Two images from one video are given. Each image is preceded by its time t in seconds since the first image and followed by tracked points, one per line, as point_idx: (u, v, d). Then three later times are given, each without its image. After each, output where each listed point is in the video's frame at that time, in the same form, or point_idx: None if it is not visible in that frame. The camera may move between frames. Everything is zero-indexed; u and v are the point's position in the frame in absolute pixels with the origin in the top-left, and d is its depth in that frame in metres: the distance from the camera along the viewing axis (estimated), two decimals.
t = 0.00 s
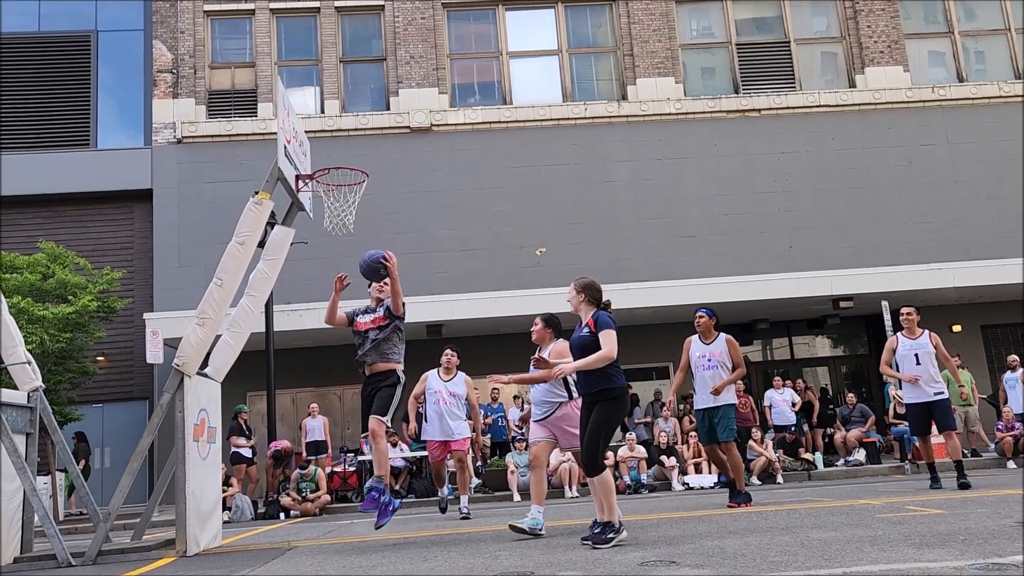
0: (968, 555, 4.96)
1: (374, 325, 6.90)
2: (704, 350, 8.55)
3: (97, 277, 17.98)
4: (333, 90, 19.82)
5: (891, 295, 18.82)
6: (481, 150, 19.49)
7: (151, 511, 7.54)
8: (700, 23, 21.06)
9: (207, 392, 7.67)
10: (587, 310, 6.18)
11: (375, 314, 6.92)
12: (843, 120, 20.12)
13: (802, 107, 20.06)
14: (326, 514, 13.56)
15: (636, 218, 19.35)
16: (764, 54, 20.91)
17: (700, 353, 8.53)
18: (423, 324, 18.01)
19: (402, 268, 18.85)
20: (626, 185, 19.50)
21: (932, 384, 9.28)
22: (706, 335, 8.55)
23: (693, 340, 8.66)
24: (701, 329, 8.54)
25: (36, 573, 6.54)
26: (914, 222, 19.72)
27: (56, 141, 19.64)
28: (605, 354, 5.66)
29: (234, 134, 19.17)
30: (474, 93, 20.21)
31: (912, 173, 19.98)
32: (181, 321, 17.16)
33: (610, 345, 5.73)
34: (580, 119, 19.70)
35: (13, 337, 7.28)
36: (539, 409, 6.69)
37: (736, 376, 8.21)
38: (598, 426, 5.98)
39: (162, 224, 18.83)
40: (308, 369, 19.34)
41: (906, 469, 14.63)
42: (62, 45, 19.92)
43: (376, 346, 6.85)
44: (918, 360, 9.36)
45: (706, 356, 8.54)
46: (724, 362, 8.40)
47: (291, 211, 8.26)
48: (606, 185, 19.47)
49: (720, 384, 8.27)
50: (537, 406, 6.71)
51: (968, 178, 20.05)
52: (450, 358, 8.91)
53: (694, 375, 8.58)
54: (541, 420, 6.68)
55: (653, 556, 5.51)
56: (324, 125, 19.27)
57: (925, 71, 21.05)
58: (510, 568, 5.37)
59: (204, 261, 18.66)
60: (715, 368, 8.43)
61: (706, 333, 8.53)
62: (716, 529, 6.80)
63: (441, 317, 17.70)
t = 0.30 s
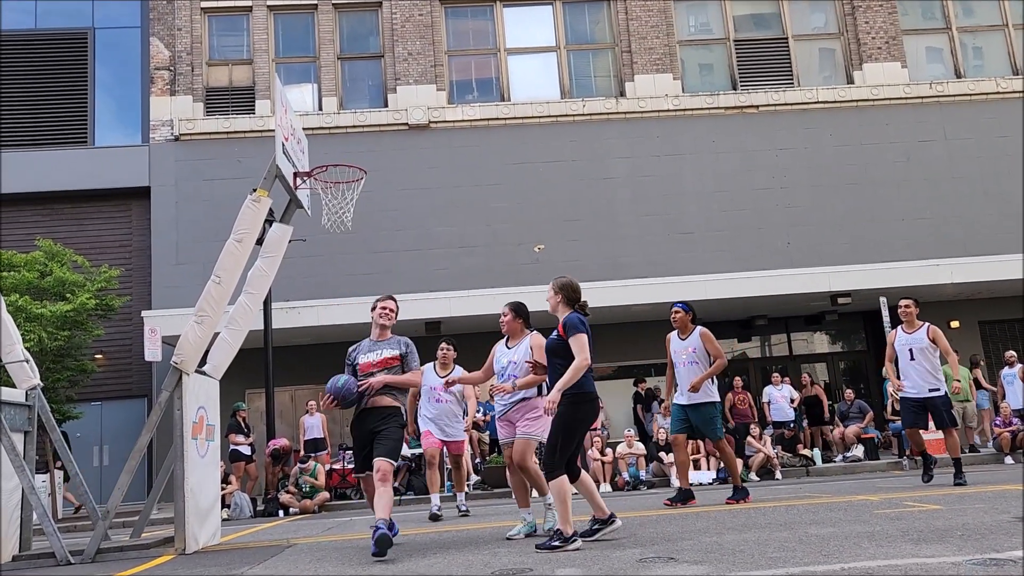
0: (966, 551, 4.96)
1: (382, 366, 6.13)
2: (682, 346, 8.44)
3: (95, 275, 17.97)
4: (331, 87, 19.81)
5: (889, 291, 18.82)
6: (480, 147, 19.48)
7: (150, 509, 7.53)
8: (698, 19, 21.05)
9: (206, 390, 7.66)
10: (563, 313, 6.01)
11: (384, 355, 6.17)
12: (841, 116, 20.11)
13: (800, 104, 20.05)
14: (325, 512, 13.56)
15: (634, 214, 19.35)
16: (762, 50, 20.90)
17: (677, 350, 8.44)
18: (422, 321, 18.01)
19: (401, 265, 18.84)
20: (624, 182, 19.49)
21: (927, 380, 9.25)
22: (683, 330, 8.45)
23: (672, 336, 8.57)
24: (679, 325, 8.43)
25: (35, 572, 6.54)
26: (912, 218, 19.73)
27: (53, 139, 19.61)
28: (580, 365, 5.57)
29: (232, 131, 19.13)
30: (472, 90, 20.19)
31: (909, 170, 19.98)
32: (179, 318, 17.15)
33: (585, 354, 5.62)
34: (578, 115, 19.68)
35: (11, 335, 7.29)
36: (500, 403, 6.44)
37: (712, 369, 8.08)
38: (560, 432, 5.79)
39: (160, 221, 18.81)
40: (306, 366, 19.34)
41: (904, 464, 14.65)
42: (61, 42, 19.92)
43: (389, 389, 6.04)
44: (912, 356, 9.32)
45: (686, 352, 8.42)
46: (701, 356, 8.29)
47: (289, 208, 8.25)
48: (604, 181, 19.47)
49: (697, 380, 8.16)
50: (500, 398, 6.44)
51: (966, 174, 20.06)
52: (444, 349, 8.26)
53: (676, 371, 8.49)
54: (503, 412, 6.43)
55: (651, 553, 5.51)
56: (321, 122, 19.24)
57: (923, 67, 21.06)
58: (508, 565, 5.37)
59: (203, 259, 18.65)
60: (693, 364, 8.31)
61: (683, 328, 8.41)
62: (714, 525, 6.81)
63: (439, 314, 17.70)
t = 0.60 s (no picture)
0: (964, 545, 4.97)
1: (384, 338, 5.66)
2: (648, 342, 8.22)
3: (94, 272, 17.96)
4: (329, 83, 19.79)
5: (888, 287, 18.82)
6: (478, 142, 19.46)
7: (149, 506, 7.53)
8: (697, 15, 21.03)
9: (205, 387, 7.67)
10: (570, 304, 6.00)
11: (387, 326, 5.69)
12: (841, 111, 20.11)
13: (800, 99, 20.04)
14: (324, 508, 13.57)
15: (633, 210, 19.34)
16: (761, 44, 20.89)
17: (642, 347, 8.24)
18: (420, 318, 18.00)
19: (399, 261, 18.84)
20: (623, 178, 19.49)
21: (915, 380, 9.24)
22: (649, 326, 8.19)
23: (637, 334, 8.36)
24: (644, 321, 8.15)
25: (36, 568, 6.54)
26: (910, 214, 19.73)
27: (51, 136, 19.60)
28: (569, 354, 5.55)
29: (231, 127, 19.13)
30: (471, 86, 20.17)
31: (908, 165, 19.98)
32: (178, 315, 17.16)
33: (575, 343, 5.60)
34: (578, 111, 19.66)
35: (10, 332, 7.28)
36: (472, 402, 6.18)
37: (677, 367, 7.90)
38: (562, 424, 5.73)
39: (158, 218, 18.80)
40: (307, 363, 19.35)
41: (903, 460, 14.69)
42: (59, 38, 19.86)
43: (396, 367, 5.50)
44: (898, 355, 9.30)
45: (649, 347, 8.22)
46: (665, 353, 8.08)
47: (288, 204, 8.24)
48: (603, 177, 19.46)
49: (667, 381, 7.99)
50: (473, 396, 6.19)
51: (966, 170, 20.06)
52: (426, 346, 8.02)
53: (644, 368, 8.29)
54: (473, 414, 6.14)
55: (651, 548, 5.51)
56: (320, 118, 19.22)
57: (922, 62, 21.04)
58: (507, 560, 5.37)
59: (202, 256, 18.64)
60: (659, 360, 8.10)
61: (648, 324, 8.16)
62: (713, 520, 6.82)
63: (438, 310, 17.70)
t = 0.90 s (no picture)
0: (963, 541, 4.98)
1: (405, 333, 5.30)
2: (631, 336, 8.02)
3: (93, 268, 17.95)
4: (329, 78, 19.77)
5: (888, 283, 18.82)
6: (478, 138, 19.44)
7: (150, 501, 7.54)
8: (698, 10, 21.00)
9: (205, 383, 7.66)
10: (581, 296, 5.97)
11: (409, 320, 5.34)
12: (841, 107, 20.09)
13: (800, 95, 20.03)
14: (324, 503, 13.58)
15: (633, 206, 19.34)
16: (761, 40, 20.86)
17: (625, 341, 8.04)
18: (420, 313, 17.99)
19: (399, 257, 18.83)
20: (623, 174, 19.48)
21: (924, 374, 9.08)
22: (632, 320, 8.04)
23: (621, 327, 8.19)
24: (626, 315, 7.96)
25: (37, 563, 6.54)
26: (910, 210, 19.73)
27: (51, 132, 19.58)
28: (592, 351, 5.57)
29: (230, 123, 19.11)
30: (470, 81, 20.15)
31: (909, 161, 19.97)
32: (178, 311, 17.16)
33: (595, 339, 5.59)
34: (578, 106, 19.65)
35: (11, 328, 7.27)
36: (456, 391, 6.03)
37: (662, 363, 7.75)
38: (579, 417, 5.67)
39: (158, 214, 18.79)
40: (307, 358, 19.36)
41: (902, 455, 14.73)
42: (60, 33, 19.84)
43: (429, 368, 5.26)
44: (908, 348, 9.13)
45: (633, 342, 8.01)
46: (649, 348, 7.89)
47: (287, 201, 8.24)
48: (603, 173, 19.45)
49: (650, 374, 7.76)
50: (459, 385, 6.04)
51: (966, 165, 20.05)
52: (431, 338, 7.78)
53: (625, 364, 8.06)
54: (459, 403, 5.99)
55: (651, 543, 5.52)
56: (320, 114, 19.20)
57: (923, 58, 21.02)
58: (508, 556, 5.37)
59: (202, 252, 18.64)
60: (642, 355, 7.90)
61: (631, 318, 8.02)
62: (713, 515, 6.83)
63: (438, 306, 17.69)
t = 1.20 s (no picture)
0: (963, 536, 4.99)
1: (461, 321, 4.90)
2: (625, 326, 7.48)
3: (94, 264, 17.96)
4: (330, 74, 19.78)
5: (890, 279, 18.81)
6: (478, 133, 19.42)
7: (151, 496, 7.55)
8: (699, 6, 20.97)
9: (207, 377, 7.66)
10: (580, 287, 5.94)
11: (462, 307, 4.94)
12: (843, 102, 20.06)
13: (801, 90, 20.01)
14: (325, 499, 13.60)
15: (634, 202, 19.33)
16: (763, 35, 20.82)
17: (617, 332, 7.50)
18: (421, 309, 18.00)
19: (400, 253, 18.84)
20: (624, 170, 19.46)
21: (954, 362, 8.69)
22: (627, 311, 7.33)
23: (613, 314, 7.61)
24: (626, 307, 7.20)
25: (39, 558, 6.56)
26: (911, 206, 19.71)
27: (51, 128, 19.56)
28: (587, 345, 5.60)
29: (231, 119, 19.09)
30: (471, 77, 20.13)
31: (910, 156, 19.94)
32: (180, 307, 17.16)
33: (586, 334, 5.64)
34: (579, 102, 19.63)
35: (12, 323, 7.28)
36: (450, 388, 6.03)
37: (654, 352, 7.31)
38: (587, 412, 5.61)
39: (159, 210, 18.79)
40: (308, 354, 19.38)
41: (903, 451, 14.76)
42: (61, 28, 19.84)
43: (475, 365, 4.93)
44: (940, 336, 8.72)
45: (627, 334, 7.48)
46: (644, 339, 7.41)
47: (288, 196, 8.24)
48: (604, 168, 19.44)
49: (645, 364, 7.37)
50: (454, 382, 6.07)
51: (967, 161, 20.03)
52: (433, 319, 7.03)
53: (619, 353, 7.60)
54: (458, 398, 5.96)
55: (651, 538, 5.53)
56: (321, 110, 19.19)
57: (924, 54, 20.99)
58: (509, 551, 5.39)
59: (203, 247, 18.64)
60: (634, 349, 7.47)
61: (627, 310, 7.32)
62: (714, 511, 6.84)
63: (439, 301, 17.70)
